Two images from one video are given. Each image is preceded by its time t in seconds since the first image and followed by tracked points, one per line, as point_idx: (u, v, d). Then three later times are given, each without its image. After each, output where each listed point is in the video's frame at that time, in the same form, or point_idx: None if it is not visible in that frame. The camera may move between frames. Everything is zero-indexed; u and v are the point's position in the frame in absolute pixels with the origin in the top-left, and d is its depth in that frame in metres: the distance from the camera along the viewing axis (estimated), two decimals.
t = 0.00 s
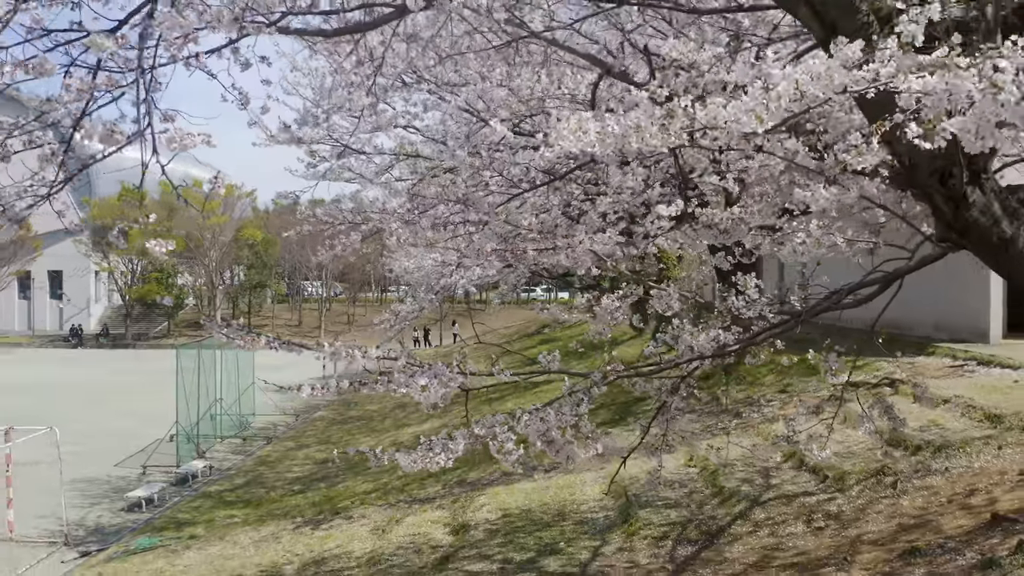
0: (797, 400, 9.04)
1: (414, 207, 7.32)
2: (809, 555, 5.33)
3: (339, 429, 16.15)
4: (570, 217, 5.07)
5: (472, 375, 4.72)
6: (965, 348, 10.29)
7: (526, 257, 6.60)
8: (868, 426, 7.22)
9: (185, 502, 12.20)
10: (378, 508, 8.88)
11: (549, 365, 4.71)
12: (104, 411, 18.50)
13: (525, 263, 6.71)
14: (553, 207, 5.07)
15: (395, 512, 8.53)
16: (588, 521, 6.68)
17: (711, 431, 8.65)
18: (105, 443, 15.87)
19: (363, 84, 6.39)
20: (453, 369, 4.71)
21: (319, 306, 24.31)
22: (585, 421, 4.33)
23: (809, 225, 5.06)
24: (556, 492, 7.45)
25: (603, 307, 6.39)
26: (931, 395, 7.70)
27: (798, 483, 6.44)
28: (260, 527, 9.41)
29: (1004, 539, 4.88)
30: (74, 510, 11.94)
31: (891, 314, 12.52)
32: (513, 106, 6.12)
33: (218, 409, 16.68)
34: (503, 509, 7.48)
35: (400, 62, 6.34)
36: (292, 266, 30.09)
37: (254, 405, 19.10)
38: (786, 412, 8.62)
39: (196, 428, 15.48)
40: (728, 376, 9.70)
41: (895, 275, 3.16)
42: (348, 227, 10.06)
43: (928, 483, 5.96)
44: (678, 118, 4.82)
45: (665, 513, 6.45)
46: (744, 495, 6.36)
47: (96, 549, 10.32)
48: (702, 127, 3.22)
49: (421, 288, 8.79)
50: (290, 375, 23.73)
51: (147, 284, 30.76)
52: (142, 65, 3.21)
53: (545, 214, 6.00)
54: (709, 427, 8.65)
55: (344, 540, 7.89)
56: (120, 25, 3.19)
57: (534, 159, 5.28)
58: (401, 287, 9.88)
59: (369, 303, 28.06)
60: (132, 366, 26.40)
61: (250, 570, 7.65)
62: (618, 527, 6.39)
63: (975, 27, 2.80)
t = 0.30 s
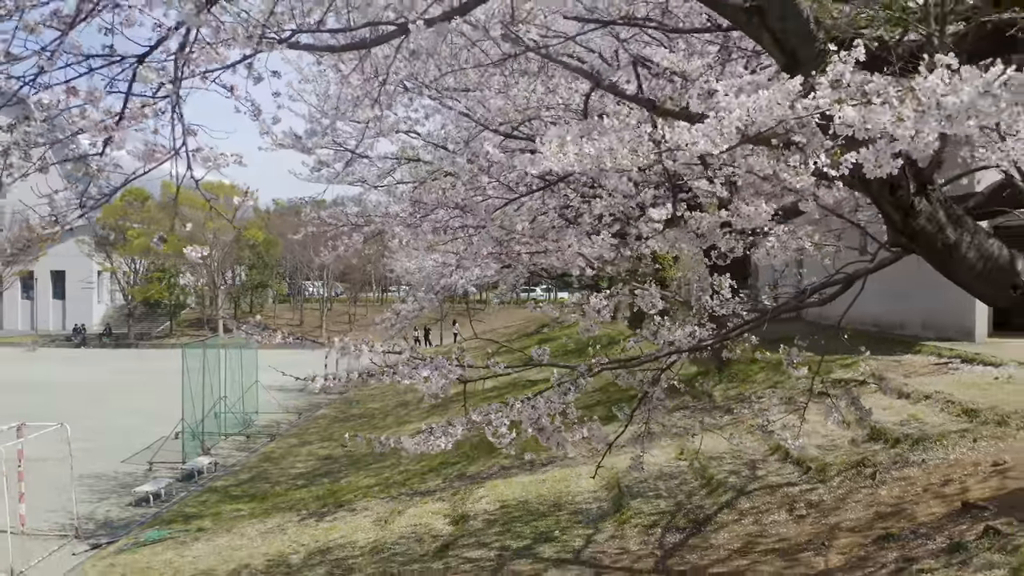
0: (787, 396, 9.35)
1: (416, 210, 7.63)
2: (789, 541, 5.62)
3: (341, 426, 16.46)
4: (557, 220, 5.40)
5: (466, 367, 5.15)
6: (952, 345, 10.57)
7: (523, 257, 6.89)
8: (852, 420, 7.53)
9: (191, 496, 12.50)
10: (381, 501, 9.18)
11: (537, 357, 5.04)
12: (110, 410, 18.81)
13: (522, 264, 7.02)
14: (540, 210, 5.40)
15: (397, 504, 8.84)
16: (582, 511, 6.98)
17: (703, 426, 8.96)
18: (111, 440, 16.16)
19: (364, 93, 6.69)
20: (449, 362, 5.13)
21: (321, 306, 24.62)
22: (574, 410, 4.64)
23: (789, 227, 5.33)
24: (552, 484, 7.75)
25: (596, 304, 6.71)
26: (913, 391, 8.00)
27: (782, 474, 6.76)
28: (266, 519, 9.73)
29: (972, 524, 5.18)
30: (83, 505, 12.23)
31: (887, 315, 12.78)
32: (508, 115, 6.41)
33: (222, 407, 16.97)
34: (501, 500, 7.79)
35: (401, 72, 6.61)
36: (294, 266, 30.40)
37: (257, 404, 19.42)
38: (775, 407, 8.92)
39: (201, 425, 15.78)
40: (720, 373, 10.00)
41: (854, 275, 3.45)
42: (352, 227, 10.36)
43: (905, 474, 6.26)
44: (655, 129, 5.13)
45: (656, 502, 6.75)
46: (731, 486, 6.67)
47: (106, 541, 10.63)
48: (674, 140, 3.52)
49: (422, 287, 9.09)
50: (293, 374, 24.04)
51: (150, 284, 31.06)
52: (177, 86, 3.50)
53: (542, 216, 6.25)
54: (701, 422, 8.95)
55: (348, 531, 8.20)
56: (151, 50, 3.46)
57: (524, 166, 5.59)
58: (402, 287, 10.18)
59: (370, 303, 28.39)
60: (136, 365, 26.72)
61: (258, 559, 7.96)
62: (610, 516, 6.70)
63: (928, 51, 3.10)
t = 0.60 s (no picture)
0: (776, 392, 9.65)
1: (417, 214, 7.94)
2: (772, 528, 5.92)
3: (343, 423, 16.79)
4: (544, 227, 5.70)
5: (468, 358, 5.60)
6: (939, 344, 10.85)
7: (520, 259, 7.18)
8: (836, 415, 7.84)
9: (198, 491, 12.81)
10: (384, 494, 9.49)
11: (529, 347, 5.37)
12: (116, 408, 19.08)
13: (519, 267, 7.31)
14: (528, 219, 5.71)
15: (399, 497, 9.14)
16: (577, 501, 7.28)
17: (695, 421, 9.26)
18: (117, 437, 16.44)
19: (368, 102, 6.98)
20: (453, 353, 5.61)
21: (322, 305, 24.95)
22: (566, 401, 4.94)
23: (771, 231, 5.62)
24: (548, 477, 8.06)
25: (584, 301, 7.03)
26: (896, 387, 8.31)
27: (768, 466, 7.06)
28: (272, 512, 10.03)
29: (944, 509, 5.48)
30: (92, 500, 12.52)
31: (877, 314, 13.10)
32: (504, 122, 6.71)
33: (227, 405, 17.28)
34: (499, 492, 8.09)
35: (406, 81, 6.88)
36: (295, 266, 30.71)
37: (260, 402, 19.74)
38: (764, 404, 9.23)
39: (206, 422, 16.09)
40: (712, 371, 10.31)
41: (820, 278, 3.73)
42: (354, 229, 10.67)
43: (884, 465, 6.56)
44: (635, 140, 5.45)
45: (647, 493, 7.06)
46: (719, 477, 6.97)
47: (116, 534, 10.93)
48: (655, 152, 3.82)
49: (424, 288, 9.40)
50: (294, 373, 24.36)
51: (152, 284, 31.34)
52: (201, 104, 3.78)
53: (538, 220, 6.53)
54: (694, 417, 9.26)
55: (352, 522, 8.50)
56: (178, 71, 3.73)
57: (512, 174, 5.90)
58: (403, 287, 10.48)
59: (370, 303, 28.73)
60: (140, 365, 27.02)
61: (265, 549, 8.26)
62: (604, 506, 7.00)
63: (885, 72, 3.40)
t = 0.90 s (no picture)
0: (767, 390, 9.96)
1: (419, 217, 8.25)
2: (756, 516, 6.23)
3: (345, 421, 17.11)
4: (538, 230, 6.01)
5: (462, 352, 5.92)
6: (925, 342, 11.15)
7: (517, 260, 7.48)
8: (821, 410, 8.14)
9: (204, 486, 13.12)
10: (386, 487, 9.81)
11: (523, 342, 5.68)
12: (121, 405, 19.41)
13: (515, 268, 7.62)
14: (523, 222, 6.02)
15: (401, 490, 9.45)
16: (571, 492, 7.60)
17: (687, 416, 9.58)
18: (124, 434, 16.76)
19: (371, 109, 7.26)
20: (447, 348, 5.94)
21: (324, 305, 25.27)
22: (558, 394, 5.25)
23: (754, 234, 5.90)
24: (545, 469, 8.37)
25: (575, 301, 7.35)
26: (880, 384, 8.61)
27: (754, 459, 7.36)
28: (278, 505, 10.34)
29: (917, 497, 5.79)
30: (101, 494, 12.83)
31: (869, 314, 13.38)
32: (502, 130, 7.02)
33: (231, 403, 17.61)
34: (497, 484, 8.40)
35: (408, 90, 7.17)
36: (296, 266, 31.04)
37: (264, 400, 20.06)
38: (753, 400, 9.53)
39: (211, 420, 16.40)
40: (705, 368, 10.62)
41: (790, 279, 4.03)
42: (357, 231, 10.97)
43: (865, 457, 6.86)
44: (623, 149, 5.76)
45: (639, 484, 7.37)
46: (707, 470, 7.28)
47: (125, 527, 11.24)
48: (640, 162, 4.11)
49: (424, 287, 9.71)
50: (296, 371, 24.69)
51: (154, 283, 31.66)
52: (222, 118, 4.07)
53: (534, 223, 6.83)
54: (686, 413, 9.57)
55: (355, 513, 8.82)
56: (199, 89, 4.02)
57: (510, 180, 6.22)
58: (404, 286, 10.81)
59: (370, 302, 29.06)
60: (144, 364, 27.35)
61: (272, 539, 8.58)
62: (597, 496, 7.31)
63: (848, 90, 3.67)
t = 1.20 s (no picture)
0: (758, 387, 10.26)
1: (419, 220, 8.54)
2: (742, 506, 6.52)
3: (348, 418, 17.43)
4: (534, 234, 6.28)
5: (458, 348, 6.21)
6: (914, 340, 11.41)
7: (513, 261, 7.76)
8: (809, 406, 8.42)
9: (210, 482, 13.43)
10: (388, 482, 10.10)
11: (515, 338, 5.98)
12: (128, 404, 19.74)
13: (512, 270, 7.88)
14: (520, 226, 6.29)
15: (402, 484, 9.75)
16: (567, 485, 7.89)
17: (680, 413, 9.87)
18: (130, 432, 17.06)
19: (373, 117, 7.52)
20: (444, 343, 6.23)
21: (325, 305, 25.59)
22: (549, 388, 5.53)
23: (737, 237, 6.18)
24: (542, 464, 8.67)
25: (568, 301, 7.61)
26: (867, 382, 8.89)
27: (743, 452, 7.66)
28: (283, 499, 10.64)
29: (894, 488, 6.07)
30: (109, 489, 13.13)
31: (862, 313, 13.64)
32: (500, 136, 7.29)
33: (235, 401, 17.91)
34: (495, 478, 8.70)
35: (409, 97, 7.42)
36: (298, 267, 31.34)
37: (267, 399, 20.38)
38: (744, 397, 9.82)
39: (215, 418, 16.70)
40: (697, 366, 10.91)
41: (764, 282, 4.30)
42: (359, 232, 11.27)
43: (848, 451, 7.15)
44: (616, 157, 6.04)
45: (631, 477, 7.66)
46: (697, 463, 7.57)
47: (133, 521, 11.54)
48: (623, 172, 4.37)
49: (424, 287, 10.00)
50: (299, 370, 25.02)
51: (157, 283, 31.98)
52: (238, 132, 4.36)
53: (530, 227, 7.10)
54: (679, 409, 9.86)
55: (358, 506, 9.12)
56: (217, 104, 4.29)
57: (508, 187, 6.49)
58: (404, 287, 11.11)
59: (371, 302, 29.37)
60: (146, 362, 27.66)
61: (278, 531, 8.88)
62: (591, 489, 7.61)
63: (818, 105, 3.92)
